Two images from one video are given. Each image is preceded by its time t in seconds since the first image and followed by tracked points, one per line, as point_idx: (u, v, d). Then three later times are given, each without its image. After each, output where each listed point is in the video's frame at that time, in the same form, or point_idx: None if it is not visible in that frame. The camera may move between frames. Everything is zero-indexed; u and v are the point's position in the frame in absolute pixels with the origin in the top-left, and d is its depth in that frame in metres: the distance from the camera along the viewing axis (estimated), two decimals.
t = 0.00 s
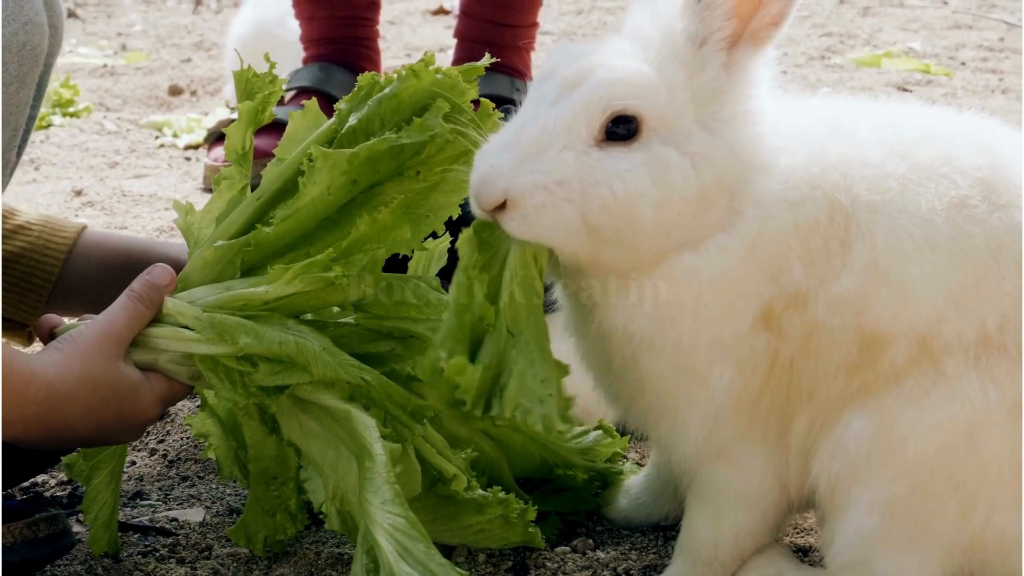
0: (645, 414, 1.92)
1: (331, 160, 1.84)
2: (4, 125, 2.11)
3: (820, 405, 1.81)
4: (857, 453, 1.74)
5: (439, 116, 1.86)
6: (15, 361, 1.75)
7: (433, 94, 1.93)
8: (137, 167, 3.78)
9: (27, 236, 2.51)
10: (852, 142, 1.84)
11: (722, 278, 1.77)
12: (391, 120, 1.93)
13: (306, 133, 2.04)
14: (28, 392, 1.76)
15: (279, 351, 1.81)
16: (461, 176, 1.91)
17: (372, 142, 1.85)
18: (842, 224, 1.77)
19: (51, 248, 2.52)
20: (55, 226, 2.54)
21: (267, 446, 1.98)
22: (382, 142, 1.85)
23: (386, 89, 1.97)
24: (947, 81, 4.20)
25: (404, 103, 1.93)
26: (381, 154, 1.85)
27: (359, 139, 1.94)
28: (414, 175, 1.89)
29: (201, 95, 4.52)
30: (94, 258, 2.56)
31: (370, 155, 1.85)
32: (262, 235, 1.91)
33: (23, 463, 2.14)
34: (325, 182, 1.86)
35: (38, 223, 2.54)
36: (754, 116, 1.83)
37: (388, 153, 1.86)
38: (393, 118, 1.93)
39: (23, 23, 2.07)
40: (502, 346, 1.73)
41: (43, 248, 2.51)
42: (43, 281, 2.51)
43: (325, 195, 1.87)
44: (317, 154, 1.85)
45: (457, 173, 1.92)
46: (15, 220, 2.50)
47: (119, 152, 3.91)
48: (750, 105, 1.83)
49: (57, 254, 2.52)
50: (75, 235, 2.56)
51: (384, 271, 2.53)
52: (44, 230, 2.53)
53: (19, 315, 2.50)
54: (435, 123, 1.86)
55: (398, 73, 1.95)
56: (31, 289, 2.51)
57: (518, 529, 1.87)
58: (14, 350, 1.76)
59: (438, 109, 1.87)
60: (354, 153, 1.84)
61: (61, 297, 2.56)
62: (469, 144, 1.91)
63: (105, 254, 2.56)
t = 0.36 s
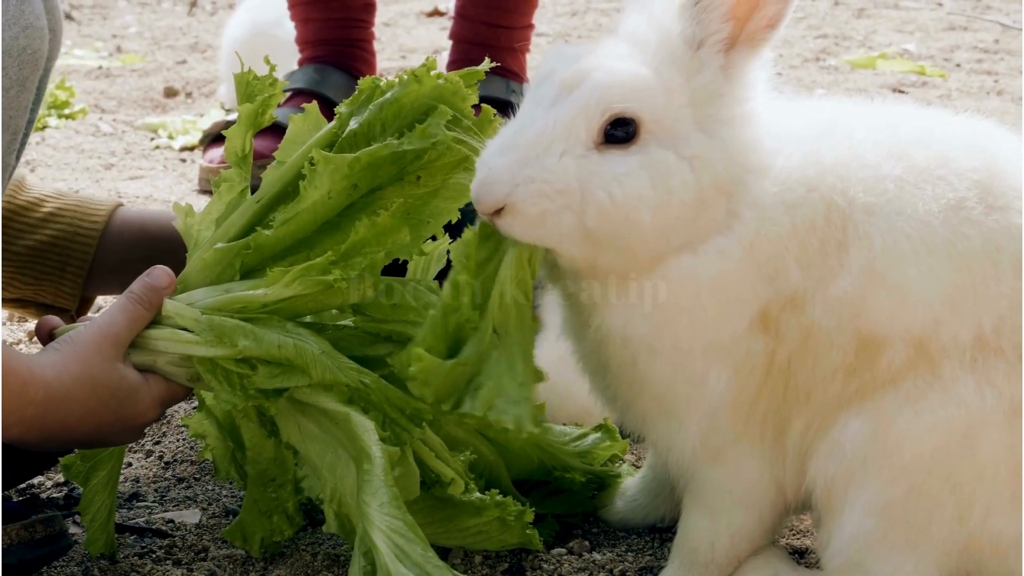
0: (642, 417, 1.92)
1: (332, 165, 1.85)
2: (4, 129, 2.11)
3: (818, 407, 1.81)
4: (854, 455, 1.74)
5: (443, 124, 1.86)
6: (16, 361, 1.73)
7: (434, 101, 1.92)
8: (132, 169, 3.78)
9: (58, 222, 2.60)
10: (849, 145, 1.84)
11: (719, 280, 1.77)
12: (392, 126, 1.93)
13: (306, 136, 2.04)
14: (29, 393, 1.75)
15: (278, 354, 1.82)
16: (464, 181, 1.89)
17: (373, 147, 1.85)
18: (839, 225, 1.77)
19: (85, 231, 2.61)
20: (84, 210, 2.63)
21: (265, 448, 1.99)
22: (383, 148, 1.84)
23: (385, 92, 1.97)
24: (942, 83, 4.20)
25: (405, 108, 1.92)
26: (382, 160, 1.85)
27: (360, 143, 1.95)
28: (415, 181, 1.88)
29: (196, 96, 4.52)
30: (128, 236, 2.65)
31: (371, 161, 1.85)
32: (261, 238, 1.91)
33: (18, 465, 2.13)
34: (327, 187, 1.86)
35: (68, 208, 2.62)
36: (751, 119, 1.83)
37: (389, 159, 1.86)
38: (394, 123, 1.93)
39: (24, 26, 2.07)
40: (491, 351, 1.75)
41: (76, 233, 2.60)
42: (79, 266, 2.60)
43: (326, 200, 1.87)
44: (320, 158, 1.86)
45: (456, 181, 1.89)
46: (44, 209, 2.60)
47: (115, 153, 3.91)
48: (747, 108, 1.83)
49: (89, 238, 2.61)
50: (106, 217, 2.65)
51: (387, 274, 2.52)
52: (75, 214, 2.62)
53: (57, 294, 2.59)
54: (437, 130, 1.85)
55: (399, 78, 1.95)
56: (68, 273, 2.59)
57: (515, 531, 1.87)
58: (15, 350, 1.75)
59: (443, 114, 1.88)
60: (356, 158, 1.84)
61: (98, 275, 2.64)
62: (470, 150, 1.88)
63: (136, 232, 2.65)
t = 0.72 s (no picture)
0: (642, 419, 1.92)
1: (327, 167, 1.85)
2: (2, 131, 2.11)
3: (818, 409, 1.81)
4: (854, 456, 1.74)
5: (437, 125, 1.88)
6: (14, 367, 1.74)
7: (428, 104, 1.93)
8: (132, 171, 3.78)
9: (61, 243, 2.49)
10: (848, 147, 1.84)
11: (718, 281, 1.77)
12: (388, 130, 1.94)
13: (300, 140, 2.04)
14: (27, 398, 1.76)
15: (276, 359, 1.82)
16: (459, 185, 1.91)
17: (369, 149, 1.85)
18: (839, 226, 1.77)
19: (89, 255, 2.50)
20: (90, 232, 2.53)
21: (264, 453, 1.98)
22: (379, 150, 1.85)
23: (381, 96, 1.98)
24: (942, 83, 4.20)
25: (401, 111, 1.93)
26: (378, 161, 1.86)
27: (355, 146, 1.95)
28: (411, 184, 1.90)
29: (196, 98, 4.52)
30: (131, 262, 2.54)
31: (367, 162, 1.85)
32: (257, 242, 1.91)
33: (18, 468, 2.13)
34: (321, 189, 1.86)
35: (73, 229, 2.52)
36: (751, 121, 1.83)
37: (385, 161, 1.87)
38: (391, 126, 1.93)
39: (21, 29, 2.07)
40: (498, 346, 1.71)
41: (80, 255, 2.50)
42: (78, 290, 2.50)
43: (322, 203, 1.87)
44: (315, 161, 1.85)
45: (453, 185, 1.91)
46: (51, 228, 2.49)
47: (115, 155, 3.91)
48: (746, 110, 1.84)
49: (92, 262, 2.50)
50: (111, 241, 2.54)
51: (382, 279, 2.54)
52: (80, 237, 2.51)
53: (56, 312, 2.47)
54: (432, 131, 1.87)
55: (394, 82, 1.96)
56: (67, 296, 2.49)
57: (515, 533, 1.87)
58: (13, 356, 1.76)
59: (437, 117, 1.90)
60: (351, 159, 1.84)
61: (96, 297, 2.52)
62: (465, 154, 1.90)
63: (140, 259, 2.54)
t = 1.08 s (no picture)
0: (640, 427, 1.92)
1: (330, 173, 1.85)
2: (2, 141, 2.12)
3: (816, 416, 1.81)
4: (852, 465, 1.74)
5: (438, 132, 1.87)
6: (17, 375, 1.74)
7: (427, 105, 1.93)
8: (131, 177, 3.78)
9: (40, 265, 2.37)
10: (845, 154, 1.84)
11: (714, 289, 1.78)
12: (386, 132, 1.94)
13: (299, 141, 2.05)
14: (31, 406, 1.75)
15: (283, 363, 1.81)
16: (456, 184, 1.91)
17: (370, 155, 1.86)
18: (836, 234, 1.78)
19: (63, 280, 2.38)
20: (69, 257, 2.41)
21: (270, 455, 1.99)
22: (380, 155, 1.85)
23: (377, 97, 1.98)
24: (941, 88, 4.21)
25: (399, 113, 1.93)
26: (379, 166, 1.86)
27: (353, 149, 1.95)
28: (409, 184, 1.89)
29: (195, 104, 4.52)
30: (109, 291, 2.42)
31: (368, 168, 1.85)
32: (259, 246, 1.92)
33: (15, 476, 2.13)
34: (324, 195, 1.87)
35: (51, 253, 2.40)
36: (748, 129, 1.84)
37: (386, 165, 1.87)
38: (389, 127, 1.94)
39: (24, 39, 2.07)
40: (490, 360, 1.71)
41: (56, 280, 2.37)
42: (53, 313, 2.36)
43: (323, 207, 1.88)
44: (316, 166, 1.86)
45: (451, 185, 1.91)
46: (29, 249, 2.37)
47: (113, 162, 3.91)
48: (743, 117, 1.84)
49: (69, 286, 2.37)
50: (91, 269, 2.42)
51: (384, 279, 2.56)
52: (58, 260, 2.39)
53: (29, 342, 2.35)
54: (434, 139, 1.86)
55: (391, 84, 1.95)
56: (40, 320, 2.36)
57: (516, 542, 1.83)
58: (16, 364, 1.76)
59: (437, 121, 1.89)
60: (354, 166, 1.84)
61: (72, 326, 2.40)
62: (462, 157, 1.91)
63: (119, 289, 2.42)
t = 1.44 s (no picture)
0: (635, 435, 1.92)
1: (312, 170, 1.86)
2: None
3: (812, 424, 1.80)
4: (848, 473, 1.74)
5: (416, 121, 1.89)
6: (11, 382, 1.74)
7: (407, 102, 1.94)
8: (128, 189, 3.78)
9: (24, 266, 2.47)
10: (838, 161, 1.85)
11: (708, 296, 1.77)
12: (369, 130, 1.95)
13: (279, 148, 2.04)
14: (26, 414, 1.75)
15: (275, 365, 1.81)
16: (440, 181, 1.90)
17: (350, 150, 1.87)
18: (830, 242, 1.78)
19: (48, 279, 2.47)
20: (49, 258, 2.51)
21: (262, 461, 1.98)
22: (360, 149, 1.87)
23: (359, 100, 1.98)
24: (938, 96, 4.21)
25: (379, 112, 1.94)
26: (360, 161, 1.87)
27: (338, 151, 1.95)
28: (393, 184, 1.91)
29: (192, 115, 4.53)
30: (91, 285, 2.52)
31: (351, 163, 1.87)
32: (247, 251, 1.92)
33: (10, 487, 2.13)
34: (308, 193, 1.87)
35: (32, 255, 2.50)
36: (741, 137, 1.84)
37: (368, 162, 1.89)
38: (371, 126, 1.94)
39: (18, 49, 2.07)
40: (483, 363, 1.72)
41: (40, 279, 2.46)
42: (41, 310, 2.45)
43: (309, 207, 1.88)
44: (298, 166, 1.87)
45: (437, 181, 1.90)
46: (11, 251, 2.47)
47: (110, 173, 3.91)
48: (737, 125, 1.84)
49: (55, 282, 2.47)
50: (72, 266, 2.52)
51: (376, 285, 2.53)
52: (39, 262, 2.49)
53: (19, 342, 2.41)
54: (412, 128, 1.88)
55: (371, 84, 1.96)
56: (30, 317, 2.44)
57: (505, 550, 1.84)
58: (10, 372, 1.76)
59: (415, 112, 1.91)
60: (335, 161, 1.85)
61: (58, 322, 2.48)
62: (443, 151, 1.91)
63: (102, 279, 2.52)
